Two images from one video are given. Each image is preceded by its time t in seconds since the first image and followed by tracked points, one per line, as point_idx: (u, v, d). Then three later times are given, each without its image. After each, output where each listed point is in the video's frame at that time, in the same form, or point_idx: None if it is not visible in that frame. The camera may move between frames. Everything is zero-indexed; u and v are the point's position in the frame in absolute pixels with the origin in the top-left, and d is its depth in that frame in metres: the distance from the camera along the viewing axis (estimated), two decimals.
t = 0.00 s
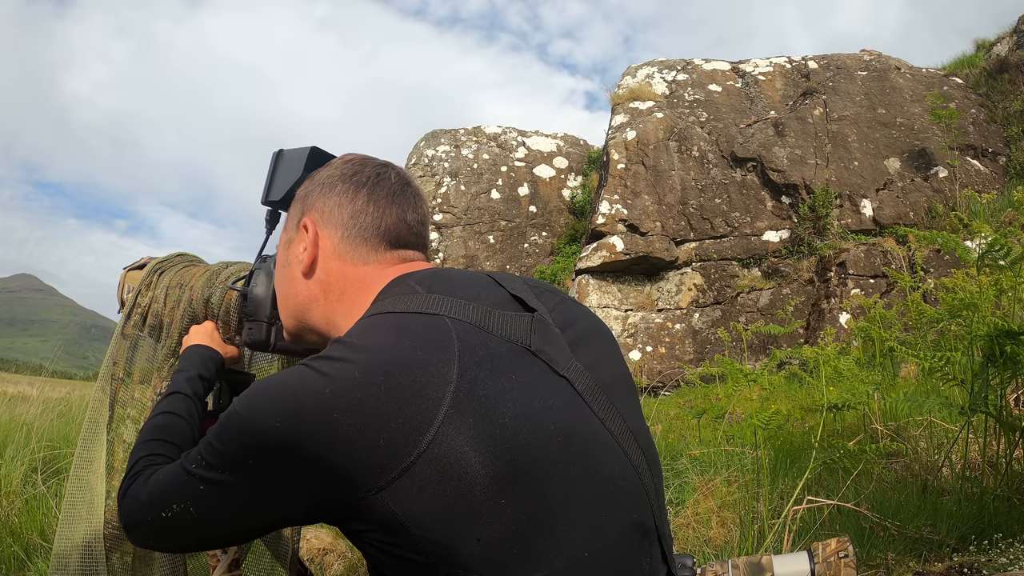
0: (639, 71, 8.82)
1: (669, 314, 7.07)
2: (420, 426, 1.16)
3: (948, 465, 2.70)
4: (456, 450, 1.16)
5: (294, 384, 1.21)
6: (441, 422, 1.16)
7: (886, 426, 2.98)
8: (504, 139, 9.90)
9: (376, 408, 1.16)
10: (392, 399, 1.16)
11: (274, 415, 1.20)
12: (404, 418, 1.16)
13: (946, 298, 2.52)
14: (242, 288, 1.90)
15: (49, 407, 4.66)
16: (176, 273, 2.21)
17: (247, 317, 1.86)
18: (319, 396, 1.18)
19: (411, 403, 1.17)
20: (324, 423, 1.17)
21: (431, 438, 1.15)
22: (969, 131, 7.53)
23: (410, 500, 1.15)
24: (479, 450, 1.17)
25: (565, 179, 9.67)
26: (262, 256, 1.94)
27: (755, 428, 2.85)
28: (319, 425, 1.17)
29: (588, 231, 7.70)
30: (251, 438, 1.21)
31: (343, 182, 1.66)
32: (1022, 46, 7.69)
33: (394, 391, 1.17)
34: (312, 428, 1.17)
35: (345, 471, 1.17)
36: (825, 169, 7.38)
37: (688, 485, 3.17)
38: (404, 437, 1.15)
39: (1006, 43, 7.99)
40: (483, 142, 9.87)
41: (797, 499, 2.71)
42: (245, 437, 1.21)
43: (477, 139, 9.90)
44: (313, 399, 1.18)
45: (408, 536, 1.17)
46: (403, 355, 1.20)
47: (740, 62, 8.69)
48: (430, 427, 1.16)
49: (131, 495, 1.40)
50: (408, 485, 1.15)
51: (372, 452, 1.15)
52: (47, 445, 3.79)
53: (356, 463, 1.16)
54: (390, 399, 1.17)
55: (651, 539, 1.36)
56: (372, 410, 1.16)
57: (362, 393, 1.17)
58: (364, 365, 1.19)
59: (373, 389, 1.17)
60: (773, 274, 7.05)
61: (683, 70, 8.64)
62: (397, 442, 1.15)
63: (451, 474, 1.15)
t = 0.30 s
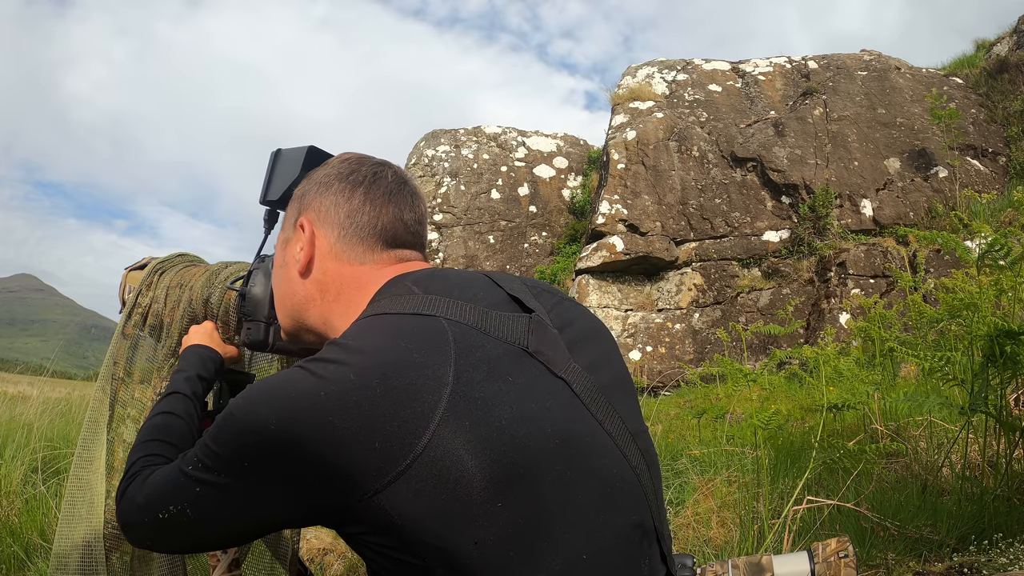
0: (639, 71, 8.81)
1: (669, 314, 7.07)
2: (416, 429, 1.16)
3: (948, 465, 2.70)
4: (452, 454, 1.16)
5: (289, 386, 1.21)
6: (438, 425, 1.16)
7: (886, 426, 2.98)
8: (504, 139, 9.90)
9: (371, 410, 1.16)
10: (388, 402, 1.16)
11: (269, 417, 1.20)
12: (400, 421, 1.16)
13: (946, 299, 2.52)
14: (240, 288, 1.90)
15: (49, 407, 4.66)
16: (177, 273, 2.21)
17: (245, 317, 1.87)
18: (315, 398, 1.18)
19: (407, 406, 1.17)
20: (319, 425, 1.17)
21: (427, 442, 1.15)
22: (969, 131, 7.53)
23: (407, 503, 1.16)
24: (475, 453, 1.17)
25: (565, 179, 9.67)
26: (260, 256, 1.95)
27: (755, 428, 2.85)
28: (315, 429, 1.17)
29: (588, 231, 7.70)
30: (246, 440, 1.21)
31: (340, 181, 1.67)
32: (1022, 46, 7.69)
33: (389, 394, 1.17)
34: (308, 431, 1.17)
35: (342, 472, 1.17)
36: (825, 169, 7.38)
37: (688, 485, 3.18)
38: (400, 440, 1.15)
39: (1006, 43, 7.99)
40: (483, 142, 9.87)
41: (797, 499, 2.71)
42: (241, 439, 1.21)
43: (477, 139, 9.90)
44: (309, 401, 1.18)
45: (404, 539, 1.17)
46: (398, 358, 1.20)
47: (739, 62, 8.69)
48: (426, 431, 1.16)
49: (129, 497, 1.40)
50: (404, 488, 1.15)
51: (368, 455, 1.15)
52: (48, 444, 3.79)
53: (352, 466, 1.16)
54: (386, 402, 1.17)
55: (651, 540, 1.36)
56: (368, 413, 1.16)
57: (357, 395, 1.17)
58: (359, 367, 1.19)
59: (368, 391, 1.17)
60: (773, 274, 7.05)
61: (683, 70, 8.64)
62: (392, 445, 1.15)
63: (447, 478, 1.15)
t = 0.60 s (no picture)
0: (639, 71, 8.82)
1: (669, 314, 7.07)
2: (416, 432, 1.15)
3: (948, 465, 2.70)
4: (452, 456, 1.15)
5: (289, 388, 1.21)
6: (438, 427, 1.16)
7: (886, 426, 2.98)
8: (504, 139, 9.89)
9: (371, 413, 1.16)
10: (387, 404, 1.16)
11: (269, 419, 1.20)
12: (400, 423, 1.16)
13: (946, 299, 2.51)
14: (239, 288, 1.90)
15: (49, 407, 4.66)
16: (177, 273, 2.21)
17: (243, 317, 1.87)
18: (313, 401, 1.18)
19: (407, 409, 1.16)
20: (319, 427, 1.17)
21: (427, 444, 1.15)
22: (969, 131, 7.53)
23: (406, 505, 1.15)
24: (475, 456, 1.17)
25: (565, 179, 9.67)
26: (259, 256, 1.95)
27: (756, 428, 2.85)
28: (315, 431, 1.17)
29: (588, 231, 7.70)
30: (246, 442, 1.21)
31: (338, 181, 1.67)
32: (1022, 46, 7.68)
33: (389, 396, 1.17)
34: (307, 434, 1.17)
35: (342, 474, 1.17)
36: (825, 169, 7.38)
37: (688, 485, 3.17)
38: (400, 442, 1.15)
39: (1006, 43, 7.99)
40: (483, 142, 9.87)
41: (797, 499, 2.71)
42: (240, 441, 1.21)
43: (477, 139, 9.91)
44: (308, 403, 1.18)
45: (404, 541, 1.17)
46: (398, 359, 1.20)
47: (739, 62, 8.69)
48: (426, 433, 1.15)
49: (131, 499, 1.40)
50: (403, 490, 1.15)
51: (368, 457, 1.15)
52: (48, 444, 3.79)
53: (351, 469, 1.16)
54: (385, 404, 1.16)
55: (651, 540, 1.36)
56: (367, 416, 1.16)
57: (356, 398, 1.17)
58: (358, 370, 1.19)
59: (367, 394, 1.17)
60: (773, 274, 7.05)
61: (683, 70, 8.64)
62: (392, 447, 1.15)
63: (447, 481, 1.15)
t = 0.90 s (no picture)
0: (639, 71, 8.81)
1: (669, 314, 7.07)
2: (441, 432, 1.16)
3: (948, 465, 2.70)
4: (476, 457, 1.16)
5: (308, 390, 1.20)
6: (463, 427, 1.16)
7: (886, 426, 2.98)
8: (504, 139, 9.89)
9: (395, 415, 1.16)
10: (412, 405, 1.16)
11: (289, 423, 1.19)
12: (425, 422, 1.16)
13: (946, 299, 2.51)
14: (239, 287, 1.90)
15: (49, 407, 4.66)
16: (176, 274, 2.21)
17: (244, 316, 1.87)
18: (335, 403, 1.17)
19: (432, 409, 1.17)
20: (342, 429, 1.16)
21: (451, 444, 1.15)
22: (969, 131, 7.53)
23: (429, 506, 1.15)
24: (499, 456, 1.17)
25: (565, 179, 9.65)
26: (260, 255, 1.95)
27: (755, 428, 2.85)
28: (337, 433, 1.16)
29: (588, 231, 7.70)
30: (265, 447, 1.20)
31: (364, 164, 1.64)
32: (1022, 46, 7.69)
33: (413, 398, 1.17)
34: (329, 436, 1.17)
35: (365, 476, 1.17)
36: (825, 169, 7.38)
37: (688, 485, 3.17)
38: (424, 443, 1.15)
39: (1006, 43, 7.99)
40: (483, 142, 9.88)
41: (797, 499, 2.71)
42: (259, 447, 1.21)
43: (477, 139, 9.91)
44: (329, 404, 1.17)
45: (424, 543, 1.16)
46: (423, 360, 1.20)
47: (739, 62, 8.69)
48: (451, 433, 1.16)
49: (149, 505, 1.40)
50: (427, 491, 1.15)
51: (392, 459, 1.15)
52: (48, 444, 3.79)
53: (374, 471, 1.16)
54: (409, 404, 1.16)
55: (664, 544, 1.36)
56: (390, 417, 1.16)
57: (380, 399, 1.16)
58: (382, 370, 1.18)
59: (392, 396, 1.17)
60: (773, 274, 7.05)
61: (683, 70, 8.64)
62: (416, 448, 1.15)
63: (471, 482, 1.15)
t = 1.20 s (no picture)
0: (639, 71, 8.81)
1: (669, 314, 7.07)
2: (453, 426, 1.16)
3: (948, 465, 2.70)
4: (488, 451, 1.16)
5: (320, 386, 1.20)
6: (476, 421, 1.16)
7: (886, 426, 2.98)
8: (504, 139, 9.89)
9: (409, 409, 1.16)
10: (425, 400, 1.16)
11: (301, 420, 1.18)
12: (437, 417, 1.16)
13: (946, 298, 2.51)
14: (239, 286, 1.90)
15: (49, 407, 4.66)
16: (175, 274, 2.21)
17: (244, 315, 1.87)
18: (348, 398, 1.17)
19: (444, 404, 1.16)
20: (356, 425, 1.16)
21: (464, 439, 1.15)
22: (969, 131, 7.52)
23: (440, 500, 1.15)
24: (511, 450, 1.17)
25: (565, 179, 9.65)
26: (259, 255, 1.95)
27: (755, 428, 2.84)
28: (351, 429, 1.16)
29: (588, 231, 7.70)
30: (277, 446, 1.20)
31: (379, 151, 1.62)
32: (1022, 46, 7.69)
33: (427, 392, 1.17)
34: (342, 432, 1.16)
35: (376, 472, 1.16)
36: (825, 169, 7.38)
37: (688, 485, 3.18)
38: (437, 437, 1.15)
39: (1006, 43, 7.99)
40: (483, 142, 9.88)
41: (797, 499, 2.71)
42: (272, 446, 1.20)
43: (477, 139, 9.91)
44: (342, 400, 1.17)
45: (434, 537, 1.16)
46: (436, 355, 1.20)
47: (739, 62, 8.69)
48: (464, 427, 1.16)
49: (160, 506, 1.39)
50: (439, 485, 1.15)
51: (405, 454, 1.15)
52: (48, 444, 3.80)
53: (387, 466, 1.16)
54: (422, 399, 1.16)
55: (665, 543, 1.37)
56: (403, 412, 1.16)
57: (393, 393, 1.16)
58: (395, 365, 1.18)
59: (405, 391, 1.17)
60: (773, 274, 7.05)
61: (683, 70, 8.64)
62: (429, 442, 1.15)
63: (483, 475, 1.15)
